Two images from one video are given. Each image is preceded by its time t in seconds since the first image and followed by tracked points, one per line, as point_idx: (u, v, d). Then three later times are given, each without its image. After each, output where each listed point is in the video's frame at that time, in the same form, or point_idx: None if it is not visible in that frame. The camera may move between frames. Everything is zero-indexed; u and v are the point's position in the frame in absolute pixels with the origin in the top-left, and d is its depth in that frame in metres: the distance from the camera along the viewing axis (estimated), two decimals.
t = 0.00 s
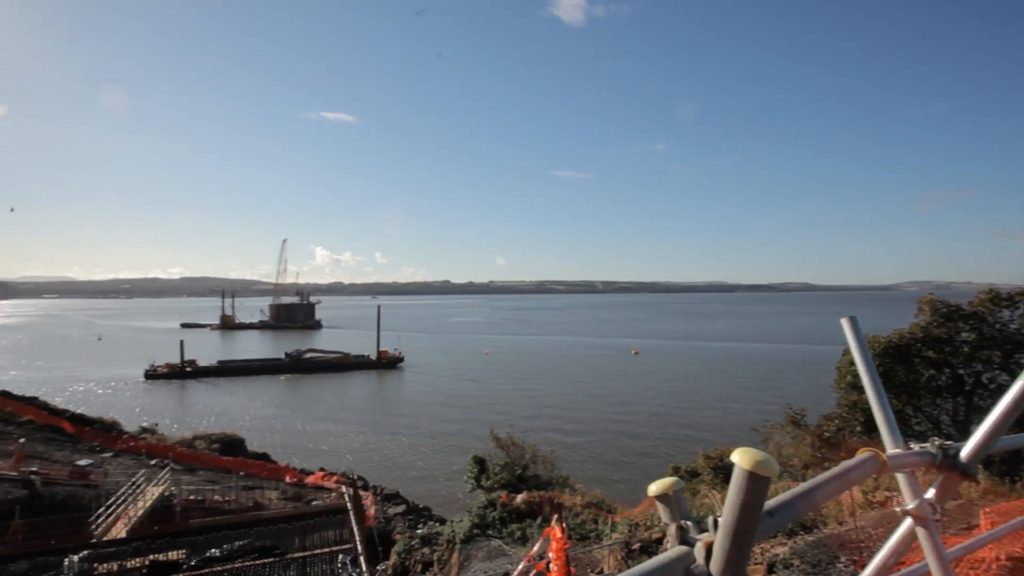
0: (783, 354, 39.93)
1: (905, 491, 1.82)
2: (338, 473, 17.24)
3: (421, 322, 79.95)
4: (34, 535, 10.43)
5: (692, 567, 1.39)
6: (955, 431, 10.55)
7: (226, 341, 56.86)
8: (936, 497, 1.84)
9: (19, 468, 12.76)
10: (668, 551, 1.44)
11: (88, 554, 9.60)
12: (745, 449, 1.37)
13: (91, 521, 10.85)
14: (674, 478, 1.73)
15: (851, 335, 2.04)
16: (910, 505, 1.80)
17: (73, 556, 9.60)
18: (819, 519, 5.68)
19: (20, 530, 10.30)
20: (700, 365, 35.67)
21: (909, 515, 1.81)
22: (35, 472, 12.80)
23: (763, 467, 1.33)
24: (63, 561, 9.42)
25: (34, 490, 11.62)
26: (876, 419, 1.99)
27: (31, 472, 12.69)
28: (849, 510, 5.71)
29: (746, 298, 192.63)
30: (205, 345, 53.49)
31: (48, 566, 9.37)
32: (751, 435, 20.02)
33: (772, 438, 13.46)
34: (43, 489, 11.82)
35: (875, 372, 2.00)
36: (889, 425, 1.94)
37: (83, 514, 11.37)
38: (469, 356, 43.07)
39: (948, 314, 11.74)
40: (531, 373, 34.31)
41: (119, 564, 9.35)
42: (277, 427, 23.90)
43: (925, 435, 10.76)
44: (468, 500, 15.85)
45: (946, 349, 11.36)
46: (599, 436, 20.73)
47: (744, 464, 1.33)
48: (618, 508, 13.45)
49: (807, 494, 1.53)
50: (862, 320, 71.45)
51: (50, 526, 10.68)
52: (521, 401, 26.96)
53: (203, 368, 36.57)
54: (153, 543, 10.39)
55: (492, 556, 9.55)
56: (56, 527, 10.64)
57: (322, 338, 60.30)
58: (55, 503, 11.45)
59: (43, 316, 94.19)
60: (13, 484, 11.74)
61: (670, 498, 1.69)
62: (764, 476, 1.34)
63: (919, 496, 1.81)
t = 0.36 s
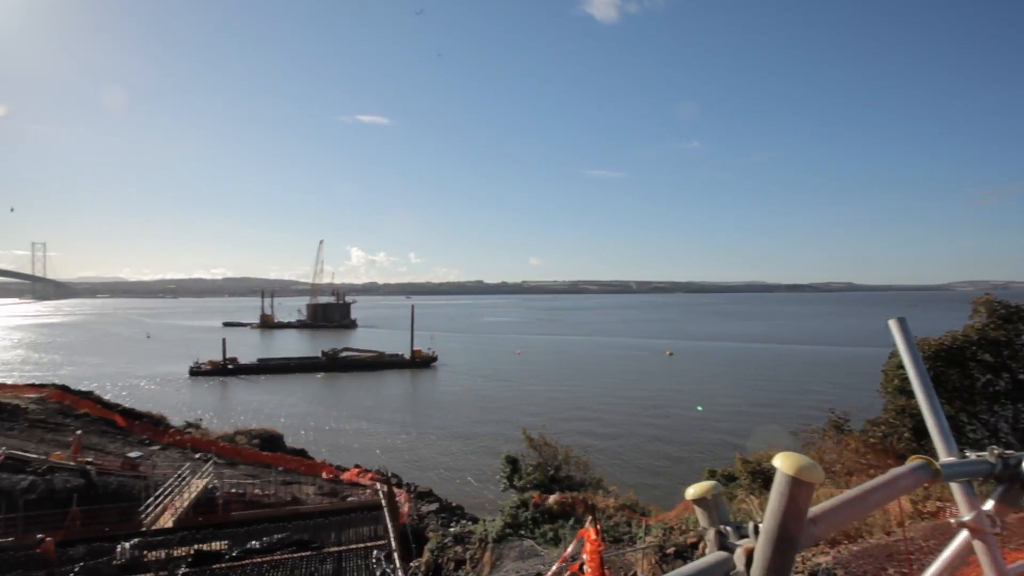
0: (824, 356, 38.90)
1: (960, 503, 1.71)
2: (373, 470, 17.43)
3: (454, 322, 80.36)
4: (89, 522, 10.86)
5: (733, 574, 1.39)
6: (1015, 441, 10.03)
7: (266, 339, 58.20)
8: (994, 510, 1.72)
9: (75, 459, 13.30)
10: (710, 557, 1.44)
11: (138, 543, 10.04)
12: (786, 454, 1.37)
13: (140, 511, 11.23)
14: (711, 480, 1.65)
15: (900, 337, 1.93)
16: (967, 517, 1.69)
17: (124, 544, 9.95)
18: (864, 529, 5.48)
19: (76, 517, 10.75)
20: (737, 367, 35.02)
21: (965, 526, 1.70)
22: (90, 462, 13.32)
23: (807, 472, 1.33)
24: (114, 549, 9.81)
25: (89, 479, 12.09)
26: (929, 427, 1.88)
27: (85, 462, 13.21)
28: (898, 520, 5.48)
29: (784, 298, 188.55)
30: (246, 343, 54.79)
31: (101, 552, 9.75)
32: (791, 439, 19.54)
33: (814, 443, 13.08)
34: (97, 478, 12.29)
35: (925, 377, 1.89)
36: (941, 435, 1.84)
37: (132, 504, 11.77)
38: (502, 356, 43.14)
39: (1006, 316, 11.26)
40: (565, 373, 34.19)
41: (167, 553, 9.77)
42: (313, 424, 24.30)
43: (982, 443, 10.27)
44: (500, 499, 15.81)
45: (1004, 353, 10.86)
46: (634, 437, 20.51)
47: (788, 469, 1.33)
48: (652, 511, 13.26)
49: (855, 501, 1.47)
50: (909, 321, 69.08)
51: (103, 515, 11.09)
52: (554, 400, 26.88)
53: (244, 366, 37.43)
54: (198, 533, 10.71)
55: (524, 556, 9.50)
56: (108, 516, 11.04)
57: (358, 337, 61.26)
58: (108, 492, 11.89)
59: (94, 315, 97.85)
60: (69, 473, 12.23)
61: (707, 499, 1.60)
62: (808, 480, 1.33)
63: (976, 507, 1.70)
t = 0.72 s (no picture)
0: (866, 359, 37.76)
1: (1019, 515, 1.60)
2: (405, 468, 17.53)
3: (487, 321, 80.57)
4: (136, 511, 11.20)
5: None
6: None
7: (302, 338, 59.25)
8: None
9: (124, 450, 13.74)
10: (747, 565, 1.37)
11: (182, 532, 10.33)
12: (830, 458, 1.29)
13: (184, 502, 11.57)
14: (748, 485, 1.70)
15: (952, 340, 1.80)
16: None
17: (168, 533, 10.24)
18: (912, 539, 5.25)
19: (124, 506, 11.10)
20: (775, 368, 34.24)
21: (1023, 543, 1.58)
22: (137, 454, 13.74)
23: (854, 479, 1.25)
24: (159, 538, 10.11)
25: (136, 470, 12.47)
26: (984, 434, 1.76)
27: (133, 454, 13.63)
28: (950, 532, 5.20)
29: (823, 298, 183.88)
30: (282, 342, 55.86)
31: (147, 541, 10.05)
32: (831, 444, 18.98)
33: (856, 449, 12.66)
34: (144, 470, 12.63)
35: (980, 382, 1.77)
36: (998, 442, 1.72)
37: (176, 495, 12.09)
38: (534, 356, 43.02)
39: None
40: (597, 374, 33.93)
41: (208, 543, 10.06)
42: (347, 421, 24.63)
43: None
44: (531, 500, 15.74)
45: None
46: (667, 440, 20.22)
47: (832, 476, 1.25)
48: (686, 515, 13.03)
49: (896, 513, 1.43)
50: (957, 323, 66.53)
51: (149, 504, 11.42)
52: (586, 401, 26.68)
53: (281, 364, 38.13)
54: (237, 525, 10.95)
55: (555, 557, 9.42)
56: (154, 506, 11.36)
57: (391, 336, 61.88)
58: (154, 483, 12.18)
59: (140, 314, 101.06)
60: (118, 463, 12.63)
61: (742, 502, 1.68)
62: (854, 486, 1.25)
63: None
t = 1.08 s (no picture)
0: (910, 361, 36.49)
1: None
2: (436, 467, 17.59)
3: (518, 322, 80.48)
4: (179, 503, 11.49)
5: None
6: None
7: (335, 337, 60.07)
8: None
9: (167, 444, 14.10)
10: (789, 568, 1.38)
11: (220, 525, 10.54)
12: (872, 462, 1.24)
13: (223, 496, 11.79)
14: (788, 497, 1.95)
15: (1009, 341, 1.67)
16: None
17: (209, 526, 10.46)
18: (963, 551, 5.01)
19: (168, 498, 11.40)
20: (813, 371, 33.36)
21: None
22: (179, 448, 14.07)
23: (900, 488, 1.24)
24: (199, 530, 10.34)
25: (179, 463, 12.79)
26: None
27: (175, 448, 13.98)
28: (1004, 545, 4.94)
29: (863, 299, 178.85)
30: (316, 341, 56.78)
31: (189, 532, 10.29)
32: (874, 450, 18.38)
33: (899, 455, 12.27)
34: (187, 463, 12.97)
35: None
36: None
37: (215, 490, 12.34)
38: (565, 356, 42.78)
39: None
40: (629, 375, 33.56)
41: (246, 536, 10.23)
42: (378, 419, 24.86)
43: None
44: (561, 501, 15.62)
45: None
46: (701, 442, 19.88)
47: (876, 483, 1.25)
48: (720, 519, 12.77)
49: (925, 534, 1.45)
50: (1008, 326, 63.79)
51: (190, 497, 11.72)
52: (618, 402, 26.42)
53: (315, 362, 38.74)
54: (273, 519, 11.11)
55: (585, 559, 9.31)
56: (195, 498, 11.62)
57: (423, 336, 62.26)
58: (196, 477, 12.49)
59: (181, 313, 103.89)
60: (161, 457, 12.97)
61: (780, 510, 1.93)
62: (899, 495, 1.24)
63: None
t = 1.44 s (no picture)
0: (954, 365, 35.24)
1: None
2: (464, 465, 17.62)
3: (546, 322, 80.16)
4: (216, 497, 11.73)
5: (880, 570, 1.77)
6: None
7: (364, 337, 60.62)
8: None
9: (204, 439, 14.41)
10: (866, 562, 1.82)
11: (255, 519, 10.70)
12: (918, 472, 1.70)
13: (257, 491, 11.98)
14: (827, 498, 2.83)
15: None
16: None
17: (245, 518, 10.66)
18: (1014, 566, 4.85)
19: (206, 491, 11.66)
20: (850, 374, 32.48)
21: None
22: (216, 444, 14.37)
23: (941, 500, 1.65)
24: (235, 523, 10.52)
25: (216, 458, 13.08)
26: None
27: (211, 443, 14.27)
28: None
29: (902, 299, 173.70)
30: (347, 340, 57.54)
31: (226, 524, 10.49)
32: (915, 457, 17.79)
33: (945, 463, 11.85)
34: (223, 458, 13.25)
35: None
36: None
37: (250, 485, 12.56)
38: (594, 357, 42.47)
39: None
40: (659, 376, 33.14)
41: (279, 531, 10.39)
42: (408, 418, 25.03)
43: None
44: (590, 502, 15.49)
45: None
46: (734, 445, 19.55)
47: (921, 495, 1.68)
48: (752, 524, 12.50)
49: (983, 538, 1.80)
50: None
51: (227, 492, 11.97)
52: (647, 403, 26.12)
53: (346, 361, 39.24)
54: (305, 514, 11.23)
55: (614, 561, 9.19)
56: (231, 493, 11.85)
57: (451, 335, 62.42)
58: (231, 474, 12.76)
59: (218, 312, 106.50)
60: (199, 451, 13.27)
61: (821, 513, 2.71)
62: (939, 507, 1.66)
63: None
